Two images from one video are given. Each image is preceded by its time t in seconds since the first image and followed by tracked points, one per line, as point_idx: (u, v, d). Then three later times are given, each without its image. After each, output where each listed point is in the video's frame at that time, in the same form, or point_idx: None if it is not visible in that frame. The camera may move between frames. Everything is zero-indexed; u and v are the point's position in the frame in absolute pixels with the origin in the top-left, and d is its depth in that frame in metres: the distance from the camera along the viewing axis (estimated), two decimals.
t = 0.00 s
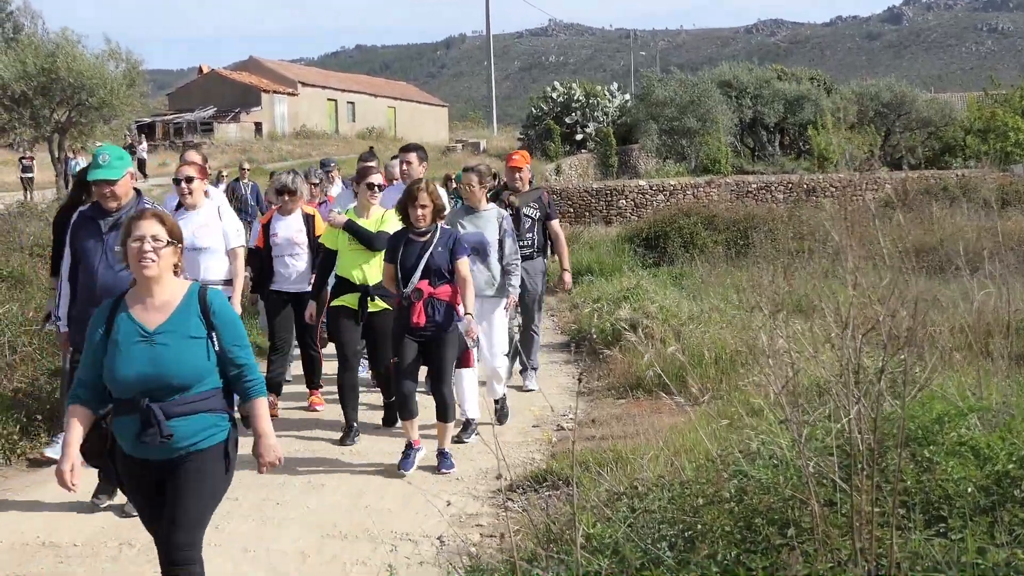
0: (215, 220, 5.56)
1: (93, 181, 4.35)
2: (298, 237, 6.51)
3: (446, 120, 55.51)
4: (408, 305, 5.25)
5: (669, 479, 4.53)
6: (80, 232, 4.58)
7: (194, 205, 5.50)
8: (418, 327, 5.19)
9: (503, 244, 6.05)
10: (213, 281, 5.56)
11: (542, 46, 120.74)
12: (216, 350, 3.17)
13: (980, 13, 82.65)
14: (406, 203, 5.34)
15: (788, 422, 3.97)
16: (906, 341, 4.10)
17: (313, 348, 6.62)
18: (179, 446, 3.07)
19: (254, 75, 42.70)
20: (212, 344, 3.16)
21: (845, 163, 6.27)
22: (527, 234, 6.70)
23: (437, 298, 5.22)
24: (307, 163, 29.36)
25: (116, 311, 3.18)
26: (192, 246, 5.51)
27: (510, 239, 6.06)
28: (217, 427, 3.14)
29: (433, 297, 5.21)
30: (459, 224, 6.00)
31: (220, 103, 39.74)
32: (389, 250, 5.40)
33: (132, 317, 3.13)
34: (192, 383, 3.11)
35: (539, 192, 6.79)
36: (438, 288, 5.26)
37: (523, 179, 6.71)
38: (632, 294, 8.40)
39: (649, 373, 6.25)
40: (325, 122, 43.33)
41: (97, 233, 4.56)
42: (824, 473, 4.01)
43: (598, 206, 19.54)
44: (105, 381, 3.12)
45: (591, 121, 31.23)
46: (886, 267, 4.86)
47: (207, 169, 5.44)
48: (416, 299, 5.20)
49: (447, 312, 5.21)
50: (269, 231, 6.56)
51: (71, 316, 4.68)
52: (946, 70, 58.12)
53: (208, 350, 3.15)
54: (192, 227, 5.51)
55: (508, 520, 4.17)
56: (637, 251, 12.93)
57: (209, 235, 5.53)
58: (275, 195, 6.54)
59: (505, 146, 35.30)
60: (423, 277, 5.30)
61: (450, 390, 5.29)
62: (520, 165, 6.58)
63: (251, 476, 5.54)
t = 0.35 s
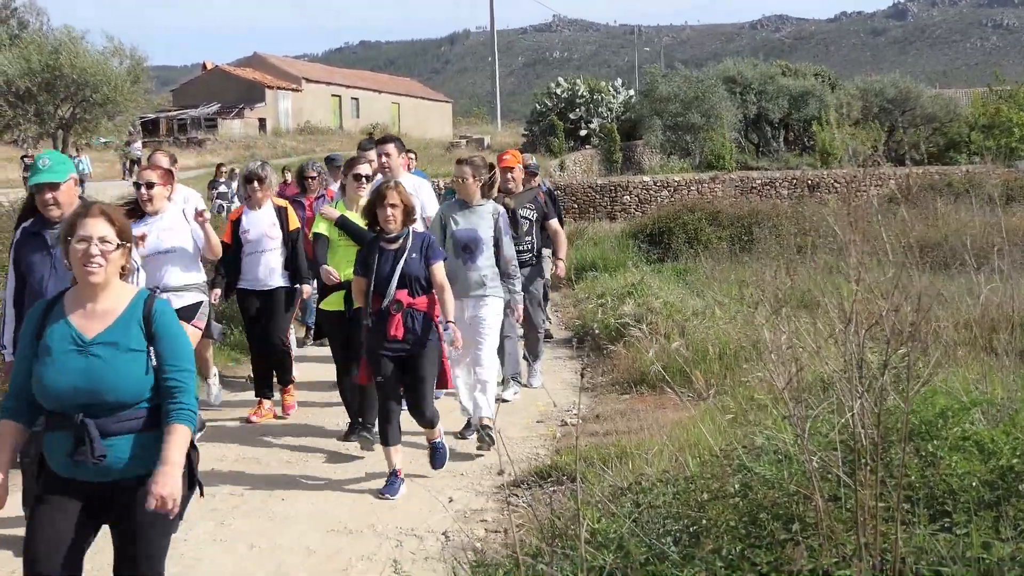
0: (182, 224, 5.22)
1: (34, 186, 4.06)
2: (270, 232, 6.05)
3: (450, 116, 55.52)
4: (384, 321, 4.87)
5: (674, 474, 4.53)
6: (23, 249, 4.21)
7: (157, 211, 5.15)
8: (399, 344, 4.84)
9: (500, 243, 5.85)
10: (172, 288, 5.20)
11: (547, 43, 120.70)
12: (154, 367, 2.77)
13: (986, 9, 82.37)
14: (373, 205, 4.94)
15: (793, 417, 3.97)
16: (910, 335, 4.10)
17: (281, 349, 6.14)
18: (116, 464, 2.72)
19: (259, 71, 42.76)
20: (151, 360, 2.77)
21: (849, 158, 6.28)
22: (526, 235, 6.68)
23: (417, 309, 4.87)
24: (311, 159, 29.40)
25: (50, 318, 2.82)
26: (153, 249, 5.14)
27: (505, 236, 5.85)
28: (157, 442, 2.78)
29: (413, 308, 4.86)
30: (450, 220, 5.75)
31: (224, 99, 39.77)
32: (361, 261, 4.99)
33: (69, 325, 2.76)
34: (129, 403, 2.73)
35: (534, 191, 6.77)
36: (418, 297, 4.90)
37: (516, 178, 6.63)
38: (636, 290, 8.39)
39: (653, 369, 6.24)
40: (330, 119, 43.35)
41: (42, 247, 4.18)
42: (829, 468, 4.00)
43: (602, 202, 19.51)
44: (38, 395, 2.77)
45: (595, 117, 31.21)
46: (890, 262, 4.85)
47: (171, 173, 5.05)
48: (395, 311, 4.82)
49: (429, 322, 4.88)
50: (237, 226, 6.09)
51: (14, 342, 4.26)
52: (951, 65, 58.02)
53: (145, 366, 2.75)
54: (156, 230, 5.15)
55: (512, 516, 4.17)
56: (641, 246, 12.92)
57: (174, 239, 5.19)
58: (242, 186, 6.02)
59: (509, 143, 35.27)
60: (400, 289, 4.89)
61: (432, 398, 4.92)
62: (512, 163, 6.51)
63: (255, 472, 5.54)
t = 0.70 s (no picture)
0: (146, 222, 5.07)
1: None
2: (251, 239, 5.88)
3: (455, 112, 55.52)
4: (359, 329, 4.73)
5: (679, 470, 4.54)
6: None
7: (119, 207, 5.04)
8: (373, 355, 4.69)
9: (501, 238, 5.50)
10: (142, 291, 4.96)
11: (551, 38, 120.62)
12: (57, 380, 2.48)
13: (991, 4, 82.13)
14: (359, 203, 4.81)
15: (798, 413, 3.98)
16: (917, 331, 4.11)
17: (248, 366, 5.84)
18: (4, 505, 2.45)
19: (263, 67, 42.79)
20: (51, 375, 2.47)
21: (854, 155, 6.29)
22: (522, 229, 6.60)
23: (394, 319, 4.72)
24: (315, 156, 29.43)
25: None
26: (121, 254, 5.01)
27: (509, 232, 5.51)
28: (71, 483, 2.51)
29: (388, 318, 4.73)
30: (452, 214, 5.50)
31: (228, 96, 39.83)
32: (341, 265, 4.87)
33: None
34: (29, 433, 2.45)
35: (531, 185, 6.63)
36: (395, 307, 4.76)
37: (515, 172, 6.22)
38: (640, 285, 8.39)
39: (658, 364, 6.25)
40: (334, 115, 43.36)
41: None
42: (834, 464, 4.01)
43: (606, 198, 19.52)
44: None
45: (599, 113, 31.19)
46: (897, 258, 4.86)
47: (128, 167, 4.94)
48: (367, 321, 4.70)
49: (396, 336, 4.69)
50: (219, 231, 5.95)
51: None
52: (956, 60, 57.88)
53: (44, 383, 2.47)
54: (122, 231, 5.03)
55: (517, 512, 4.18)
56: (646, 242, 12.92)
57: (140, 239, 5.05)
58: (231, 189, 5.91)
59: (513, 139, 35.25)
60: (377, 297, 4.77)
61: (401, 412, 4.54)
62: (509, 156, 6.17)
63: (261, 468, 5.56)
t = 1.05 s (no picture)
0: (107, 227, 4.76)
1: None
2: (231, 236, 5.69)
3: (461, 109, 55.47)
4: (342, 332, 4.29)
5: (685, 469, 4.54)
6: None
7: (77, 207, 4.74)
8: (362, 361, 4.26)
9: (495, 255, 5.03)
10: (105, 297, 4.68)
11: (557, 36, 120.56)
12: None
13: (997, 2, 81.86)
14: (338, 200, 4.40)
15: (804, 413, 3.97)
16: (925, 330, 4.10)
17: (250, 368, 5.85)
18: None
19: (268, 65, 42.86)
20: None
21: (860, 153, 6.29)
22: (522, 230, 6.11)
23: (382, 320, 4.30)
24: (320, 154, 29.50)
25: None
26: (84, 259, 4.73)
27: (503, 246, 5.03)
28: None
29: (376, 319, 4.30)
30: (442, 230, 5.00)
31: (235, 93, 39.95)
32: (319, 262, 4.45)
33: None
34: None
35: (534, 184, 6.25)
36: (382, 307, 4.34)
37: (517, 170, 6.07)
38: (646, 284, 8.40)
39: (664, 363, 6.25)
40: (340, 113, 43.40)
41: None
42: (841, 463, 4.01)
43: (611, 196, 19.54)
44: None
45: (605, 111, 31.18)
46: (903, 257, 4.85)
47: (86, 164, 4.58)
48: (353, 323, 4.23)
49: (387, 338, 4.25)
50: (197, 230, 5.72)
51: None
52: (962, 57, 57.76)
53: None
54: (83, 235, 4.73)
55: (524, 510, 4.18)
56: (650, 240, 12.90)
57: (103, 244, 4.75)
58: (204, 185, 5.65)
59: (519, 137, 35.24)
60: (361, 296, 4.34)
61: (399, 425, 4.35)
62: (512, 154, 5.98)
63: (266, 466, 5.59)
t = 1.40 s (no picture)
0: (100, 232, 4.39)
1: None
2: (212, 242, 5.13)
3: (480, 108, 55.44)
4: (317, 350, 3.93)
5: (707, 467, 4.53)
6: None
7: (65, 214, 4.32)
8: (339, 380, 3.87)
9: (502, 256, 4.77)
10: (92, 310, 4.30)
11: (576, 35, 120.32)
12: None
13: None
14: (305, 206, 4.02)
15: (826, 411, 3.96)
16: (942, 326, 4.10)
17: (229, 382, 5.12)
18: None
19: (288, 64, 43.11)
20: None
21: (881, 151, 6.29)
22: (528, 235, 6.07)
23: (360, 335, 3.93)
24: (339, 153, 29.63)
25: None
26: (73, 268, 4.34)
27: (513, 250, 4.82)
28: None
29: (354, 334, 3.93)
30: (447, 228, 4.74)
31: (256, 92, 40.23)
32: (289, 277, 4.06)
33: None
34: None
35: (536, 186, 6.08)
36: (360, 321, 3.95)
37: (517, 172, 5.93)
38: (668, 282, 8.39)
39: (685, 361, 6.25)
40: (360, 111, 43.51)
41: None
42: (863, 461, 3.99)
43: (633, 194, 19.49)
44: None
45: (625, 109, 31.09)
46: (921, 253, 4.84)
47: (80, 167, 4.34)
48: (332, 337, 3.89)
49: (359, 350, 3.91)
50: (173, 236, 5.15)
51: None
52: (987, 54, 57.13)
53: None
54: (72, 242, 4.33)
55: (546, 508, 4.18)
56: (673, 239, 12.86)
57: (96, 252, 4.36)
58: (180, 186, 5.09)
59: (538, 135, 35.20)
60: (334, 310, 3.94)
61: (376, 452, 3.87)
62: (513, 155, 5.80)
63: (287, 461, 5.62)
